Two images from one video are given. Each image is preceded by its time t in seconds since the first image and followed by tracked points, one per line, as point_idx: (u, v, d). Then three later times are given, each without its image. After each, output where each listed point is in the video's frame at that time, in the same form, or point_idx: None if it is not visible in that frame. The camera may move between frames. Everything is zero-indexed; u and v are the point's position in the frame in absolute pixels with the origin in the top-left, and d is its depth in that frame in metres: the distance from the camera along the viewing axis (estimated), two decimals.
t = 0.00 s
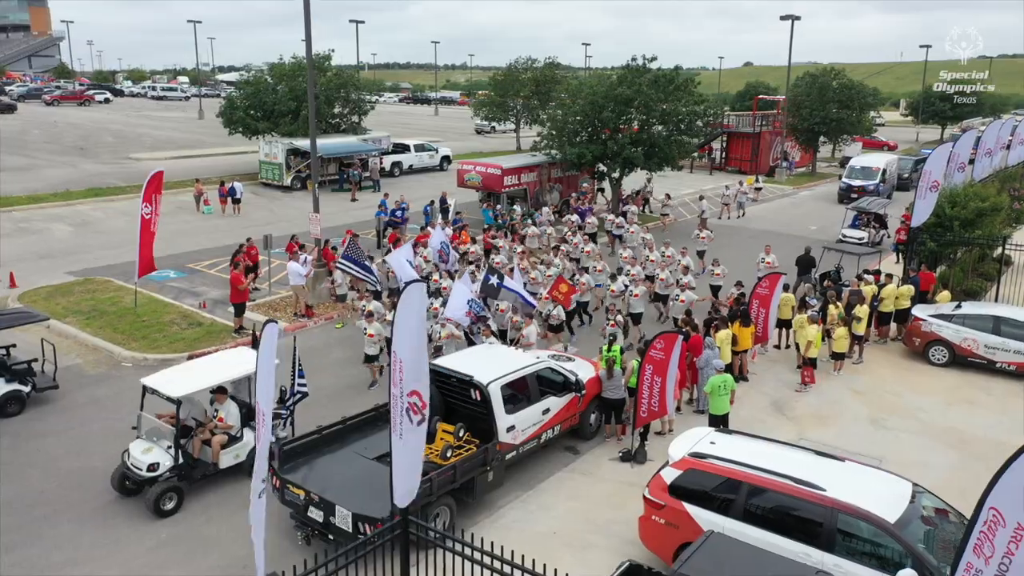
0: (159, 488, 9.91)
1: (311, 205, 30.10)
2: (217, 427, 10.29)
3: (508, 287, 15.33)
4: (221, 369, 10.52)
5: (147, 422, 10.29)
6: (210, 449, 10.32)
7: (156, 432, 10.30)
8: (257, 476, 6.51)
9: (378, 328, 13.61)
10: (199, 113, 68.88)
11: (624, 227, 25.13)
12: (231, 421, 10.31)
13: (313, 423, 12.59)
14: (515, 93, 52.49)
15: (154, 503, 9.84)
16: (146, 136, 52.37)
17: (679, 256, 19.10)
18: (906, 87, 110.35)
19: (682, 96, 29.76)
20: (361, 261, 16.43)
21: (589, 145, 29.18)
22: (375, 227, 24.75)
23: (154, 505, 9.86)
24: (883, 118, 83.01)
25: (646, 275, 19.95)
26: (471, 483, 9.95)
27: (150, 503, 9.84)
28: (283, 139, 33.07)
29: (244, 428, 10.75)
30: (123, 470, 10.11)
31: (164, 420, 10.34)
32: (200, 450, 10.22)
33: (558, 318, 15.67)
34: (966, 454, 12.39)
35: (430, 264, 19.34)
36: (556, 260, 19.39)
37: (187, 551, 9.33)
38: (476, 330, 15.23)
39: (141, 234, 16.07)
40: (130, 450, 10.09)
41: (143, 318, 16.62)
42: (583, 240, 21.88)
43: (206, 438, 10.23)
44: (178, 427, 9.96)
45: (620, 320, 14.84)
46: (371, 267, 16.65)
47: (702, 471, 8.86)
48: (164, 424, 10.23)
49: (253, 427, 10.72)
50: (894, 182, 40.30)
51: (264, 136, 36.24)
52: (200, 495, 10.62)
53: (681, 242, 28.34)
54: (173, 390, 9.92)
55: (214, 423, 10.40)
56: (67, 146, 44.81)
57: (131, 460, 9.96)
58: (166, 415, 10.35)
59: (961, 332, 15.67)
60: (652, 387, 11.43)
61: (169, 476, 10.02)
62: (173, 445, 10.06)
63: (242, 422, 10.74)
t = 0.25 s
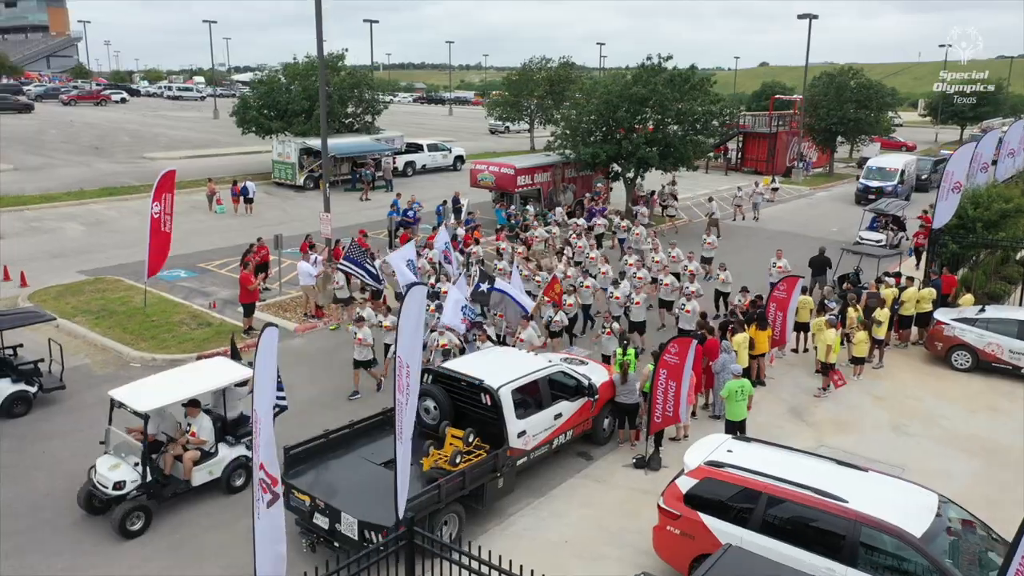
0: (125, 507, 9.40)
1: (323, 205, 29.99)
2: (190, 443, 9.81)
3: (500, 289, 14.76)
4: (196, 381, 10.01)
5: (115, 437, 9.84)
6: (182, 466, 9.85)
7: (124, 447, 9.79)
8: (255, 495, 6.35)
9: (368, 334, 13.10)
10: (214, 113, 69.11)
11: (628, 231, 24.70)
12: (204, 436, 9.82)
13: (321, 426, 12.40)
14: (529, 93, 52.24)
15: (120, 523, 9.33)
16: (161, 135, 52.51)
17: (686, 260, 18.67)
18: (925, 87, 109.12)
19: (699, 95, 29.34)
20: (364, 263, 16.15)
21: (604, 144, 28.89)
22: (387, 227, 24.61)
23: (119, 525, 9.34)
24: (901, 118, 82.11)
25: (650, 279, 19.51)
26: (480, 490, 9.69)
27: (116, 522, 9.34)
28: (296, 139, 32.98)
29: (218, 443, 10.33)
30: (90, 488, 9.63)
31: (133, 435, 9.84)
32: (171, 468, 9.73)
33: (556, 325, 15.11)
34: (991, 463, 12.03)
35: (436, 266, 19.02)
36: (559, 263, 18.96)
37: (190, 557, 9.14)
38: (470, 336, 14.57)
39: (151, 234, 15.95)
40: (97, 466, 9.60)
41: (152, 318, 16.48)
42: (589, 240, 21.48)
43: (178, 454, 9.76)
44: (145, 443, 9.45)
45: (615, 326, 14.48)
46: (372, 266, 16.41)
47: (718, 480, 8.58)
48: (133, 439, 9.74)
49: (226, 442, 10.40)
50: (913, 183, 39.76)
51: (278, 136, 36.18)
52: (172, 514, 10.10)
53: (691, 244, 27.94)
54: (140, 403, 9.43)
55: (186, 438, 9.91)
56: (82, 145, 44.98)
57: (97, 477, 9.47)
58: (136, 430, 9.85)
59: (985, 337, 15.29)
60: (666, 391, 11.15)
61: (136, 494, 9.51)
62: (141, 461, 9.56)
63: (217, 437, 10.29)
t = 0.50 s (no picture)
0: (87, 527, 8.82)
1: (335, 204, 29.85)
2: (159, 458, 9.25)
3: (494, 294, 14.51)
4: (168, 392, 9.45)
5: (78, 451, 9.23)
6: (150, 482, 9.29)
7: (87, 462, 9.19)
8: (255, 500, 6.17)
9: (358, 341, 12.77)
10: (229, 113, 69.28)
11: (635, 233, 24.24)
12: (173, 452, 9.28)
13: (327, 429, 12.18)
14: (543, 93, 51.98)
15: (81, 543, 8.77)
16: (176, 134, 52.63)
17: (693, 263, 18.23)
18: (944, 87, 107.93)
19: (716, 94, 28.93)
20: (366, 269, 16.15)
21: (619, 144, 28.58)
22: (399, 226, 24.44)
23: (80, 545, 8.77)
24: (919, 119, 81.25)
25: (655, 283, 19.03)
26: (489, 495, 9.44)
27: (77, 542, 8.77)
28: (309, 138, 32.88)
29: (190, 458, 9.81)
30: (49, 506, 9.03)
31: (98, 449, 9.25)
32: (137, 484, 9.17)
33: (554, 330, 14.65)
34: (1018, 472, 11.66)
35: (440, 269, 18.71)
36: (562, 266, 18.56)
37: (192, 563, 8.92)
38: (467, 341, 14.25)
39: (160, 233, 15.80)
40: (59, 483, 9.00)
41: (161, 317, 16.36)
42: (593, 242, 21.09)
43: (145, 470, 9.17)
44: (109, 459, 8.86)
45: (612, 334, 14.04)
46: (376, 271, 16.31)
47: (736, 488, 8.29)
48: (97, 454, 9.15)
49: (199, 456, 9.91)
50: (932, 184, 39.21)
51: (291, 135, 36.10)
52: (139, 532, 9.54)
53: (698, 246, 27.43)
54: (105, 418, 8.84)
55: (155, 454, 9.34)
56: (97, 144, 45.11)
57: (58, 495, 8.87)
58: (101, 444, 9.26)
59: (1010, 341, 14.90)
60: (681, 396, 10.86)
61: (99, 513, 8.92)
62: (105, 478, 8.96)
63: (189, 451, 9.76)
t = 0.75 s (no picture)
0: (42, 548, 8.31)
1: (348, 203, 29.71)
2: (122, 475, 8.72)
3: (488, 299, 14.13)
4: (132, 404, 8.95)
5: (38, 467, 8.73)
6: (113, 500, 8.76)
7: (47, 479, 8.70)
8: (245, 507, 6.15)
9: (347, 352, 11.90)
10: (244, 112, 69.45)
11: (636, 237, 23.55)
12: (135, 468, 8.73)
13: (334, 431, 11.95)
14: (557, 92, 51.71)
15: (34, 566, 8.25)
16: (191, 133, 52.75)
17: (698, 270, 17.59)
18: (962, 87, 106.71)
19: (732, 92, 28.52)
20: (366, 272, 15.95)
21: (634, 143, 28.26)
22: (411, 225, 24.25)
23: (35, 567, 8.26)
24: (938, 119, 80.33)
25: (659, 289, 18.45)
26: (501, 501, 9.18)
27: (31, 564, 8.24)
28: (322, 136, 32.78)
29: (158, 474, 9.27)
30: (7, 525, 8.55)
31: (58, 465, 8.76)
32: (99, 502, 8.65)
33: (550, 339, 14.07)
34: None
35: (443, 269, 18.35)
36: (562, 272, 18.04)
37: (195, 569, 8.71)
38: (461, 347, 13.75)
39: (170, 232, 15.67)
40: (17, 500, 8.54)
41: (171, 316, 16.23)
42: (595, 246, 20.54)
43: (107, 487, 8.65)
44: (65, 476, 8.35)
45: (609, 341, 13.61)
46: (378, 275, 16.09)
47: (754, 497, 7.99)
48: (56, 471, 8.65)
49: (167, 473, 9.29)
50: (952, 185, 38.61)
51: (304, 134, 36.03)
52: (105, 552, 9.03)
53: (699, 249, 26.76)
54: (60, 432, 8.34)
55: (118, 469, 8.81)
56: (113, 143, 45.24)
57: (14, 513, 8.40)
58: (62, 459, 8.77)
59: None
60: (696, 401, 10.56)
61: (56, 533, 8.40)
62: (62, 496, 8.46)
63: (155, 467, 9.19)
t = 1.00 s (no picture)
0: None
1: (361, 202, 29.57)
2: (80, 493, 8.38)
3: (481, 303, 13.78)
4: (93, 418, 8.61)
5: None
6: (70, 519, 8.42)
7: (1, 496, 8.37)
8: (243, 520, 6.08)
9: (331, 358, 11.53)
10: (259, 112, 69.58)
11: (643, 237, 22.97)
12: (93, 487, 8.39)
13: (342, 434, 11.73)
14: (572, 91, 51.43)
15: None
16: (206, 132, 52.85)
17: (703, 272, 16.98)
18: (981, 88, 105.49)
19: (749, 91, 28.13)
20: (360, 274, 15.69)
21: (649, 142, 27.94)
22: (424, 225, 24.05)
23: None
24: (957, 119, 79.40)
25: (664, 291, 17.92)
26: (511, 506, 8.94)
27: None
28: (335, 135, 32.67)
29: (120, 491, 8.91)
30: None
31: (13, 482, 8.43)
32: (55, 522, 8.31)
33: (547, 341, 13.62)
34: None
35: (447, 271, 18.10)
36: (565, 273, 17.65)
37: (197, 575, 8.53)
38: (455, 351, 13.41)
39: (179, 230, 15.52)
40: None
41: (180, 316, 16.09)
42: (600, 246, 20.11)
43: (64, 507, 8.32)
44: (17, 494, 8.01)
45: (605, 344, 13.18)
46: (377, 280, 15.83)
47: (773, 506, 7.72)
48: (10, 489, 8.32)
49: (131, 491, 8.92)
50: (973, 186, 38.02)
51: (318, 133, 35.93)
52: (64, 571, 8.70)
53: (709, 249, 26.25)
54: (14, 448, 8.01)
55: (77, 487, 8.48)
56: (128, 142, 45.37)
57: None
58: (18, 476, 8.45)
59: None
60: (712, 406, 10.26)
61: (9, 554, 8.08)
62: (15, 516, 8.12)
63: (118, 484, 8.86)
